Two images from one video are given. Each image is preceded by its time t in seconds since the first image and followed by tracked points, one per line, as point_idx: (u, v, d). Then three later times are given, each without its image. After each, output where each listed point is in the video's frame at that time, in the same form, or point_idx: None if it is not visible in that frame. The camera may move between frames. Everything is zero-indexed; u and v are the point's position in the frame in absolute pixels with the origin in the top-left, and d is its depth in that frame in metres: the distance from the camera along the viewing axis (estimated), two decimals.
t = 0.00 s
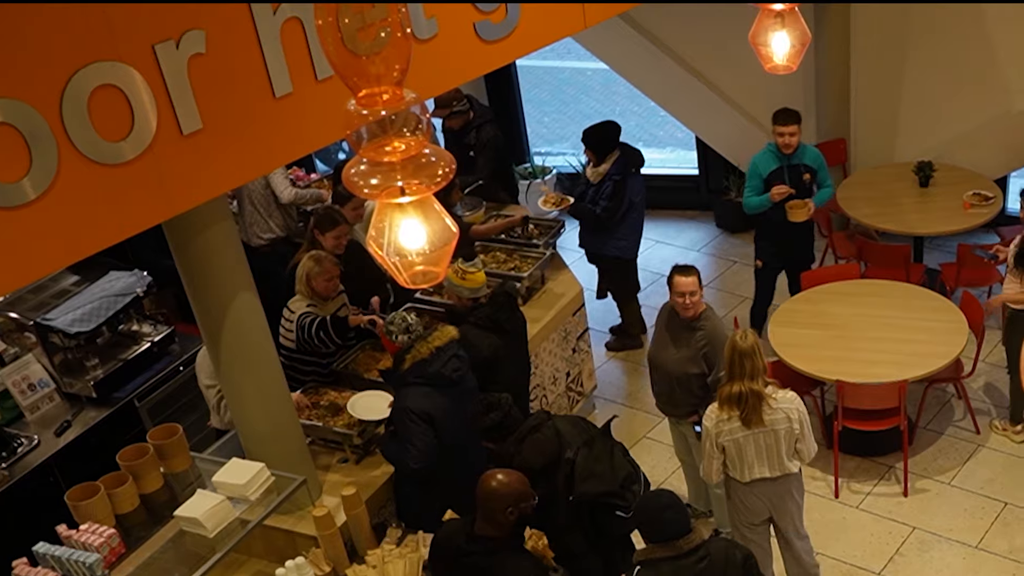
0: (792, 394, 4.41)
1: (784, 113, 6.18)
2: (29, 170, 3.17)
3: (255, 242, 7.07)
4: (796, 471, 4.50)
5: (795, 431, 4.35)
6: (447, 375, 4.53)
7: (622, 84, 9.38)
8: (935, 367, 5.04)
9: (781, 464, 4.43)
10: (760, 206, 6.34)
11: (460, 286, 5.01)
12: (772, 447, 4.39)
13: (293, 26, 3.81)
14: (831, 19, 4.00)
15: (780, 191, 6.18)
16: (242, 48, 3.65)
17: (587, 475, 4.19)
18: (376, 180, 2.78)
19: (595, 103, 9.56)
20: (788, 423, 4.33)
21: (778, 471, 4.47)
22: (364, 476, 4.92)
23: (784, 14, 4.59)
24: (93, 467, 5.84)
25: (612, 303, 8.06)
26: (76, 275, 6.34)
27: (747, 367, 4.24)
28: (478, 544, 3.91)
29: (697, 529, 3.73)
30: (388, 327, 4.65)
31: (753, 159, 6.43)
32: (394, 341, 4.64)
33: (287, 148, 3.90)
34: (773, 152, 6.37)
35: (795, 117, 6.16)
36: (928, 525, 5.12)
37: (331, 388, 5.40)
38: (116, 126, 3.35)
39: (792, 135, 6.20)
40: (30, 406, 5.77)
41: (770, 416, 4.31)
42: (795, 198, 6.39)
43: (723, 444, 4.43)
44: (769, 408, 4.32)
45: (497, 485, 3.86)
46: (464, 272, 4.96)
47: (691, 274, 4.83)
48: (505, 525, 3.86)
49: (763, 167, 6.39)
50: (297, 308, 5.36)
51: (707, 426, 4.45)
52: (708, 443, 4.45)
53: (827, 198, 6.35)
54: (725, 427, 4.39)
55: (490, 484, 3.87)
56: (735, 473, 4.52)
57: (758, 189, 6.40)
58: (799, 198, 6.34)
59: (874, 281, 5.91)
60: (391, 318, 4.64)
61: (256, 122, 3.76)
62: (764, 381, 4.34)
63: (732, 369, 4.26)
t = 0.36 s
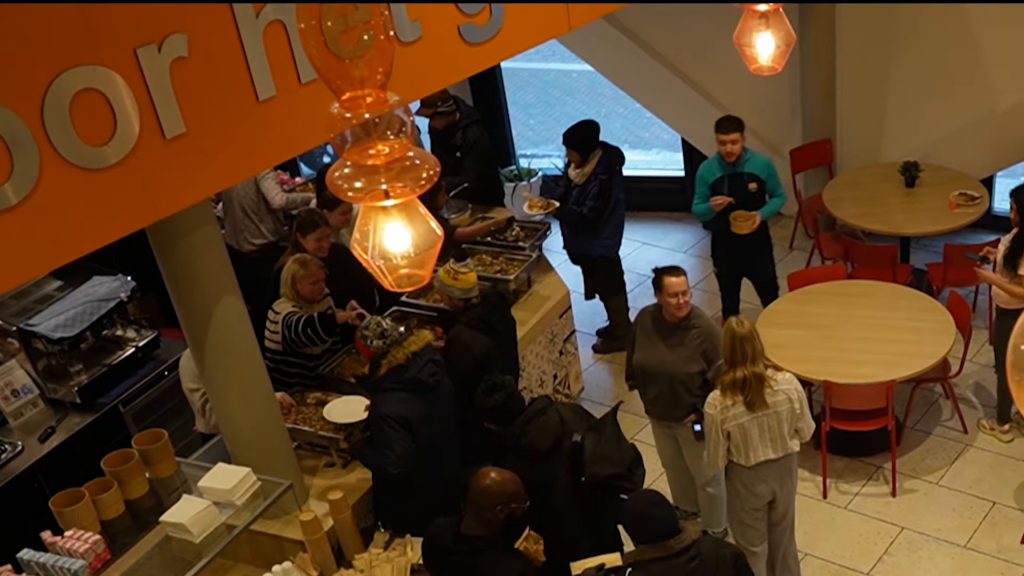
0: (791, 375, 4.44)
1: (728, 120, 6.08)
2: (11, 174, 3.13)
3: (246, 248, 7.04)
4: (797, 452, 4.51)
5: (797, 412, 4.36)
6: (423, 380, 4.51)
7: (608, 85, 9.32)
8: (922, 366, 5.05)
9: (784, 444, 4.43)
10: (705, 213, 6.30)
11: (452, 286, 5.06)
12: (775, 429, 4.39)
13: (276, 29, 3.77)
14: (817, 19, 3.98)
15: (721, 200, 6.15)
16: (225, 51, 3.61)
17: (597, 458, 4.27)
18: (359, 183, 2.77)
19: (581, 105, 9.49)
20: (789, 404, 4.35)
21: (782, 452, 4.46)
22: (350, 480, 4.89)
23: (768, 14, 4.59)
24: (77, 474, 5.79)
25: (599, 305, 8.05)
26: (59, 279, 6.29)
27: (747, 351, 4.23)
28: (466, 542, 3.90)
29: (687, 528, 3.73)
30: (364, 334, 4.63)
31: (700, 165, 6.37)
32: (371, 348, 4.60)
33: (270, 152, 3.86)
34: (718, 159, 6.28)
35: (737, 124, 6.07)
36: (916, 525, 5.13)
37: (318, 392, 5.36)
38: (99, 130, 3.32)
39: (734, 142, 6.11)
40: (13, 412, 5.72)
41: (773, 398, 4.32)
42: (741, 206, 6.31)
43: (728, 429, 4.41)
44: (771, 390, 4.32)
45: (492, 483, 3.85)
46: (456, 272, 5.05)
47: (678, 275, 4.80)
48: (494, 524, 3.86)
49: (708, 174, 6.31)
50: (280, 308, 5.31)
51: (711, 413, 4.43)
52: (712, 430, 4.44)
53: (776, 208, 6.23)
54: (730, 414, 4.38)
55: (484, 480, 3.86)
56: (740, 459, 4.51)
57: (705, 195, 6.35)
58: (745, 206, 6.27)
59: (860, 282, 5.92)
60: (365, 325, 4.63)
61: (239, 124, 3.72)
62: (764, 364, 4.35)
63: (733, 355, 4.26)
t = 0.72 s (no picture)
0: (782, 359, 4.49)
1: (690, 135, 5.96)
2: None
3: (228, 250, 6.97)
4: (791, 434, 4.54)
5: (792, 393, 4.41)
6: (405, 383, 4.48)
7: (591, 86, 9.30)
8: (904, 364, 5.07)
9: (781, 426, 4.45)
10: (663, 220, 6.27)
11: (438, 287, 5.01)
12: (774, 411, 4.41)
13: (256, 31, 3.73)
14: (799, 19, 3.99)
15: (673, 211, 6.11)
16: (205, 54, 3.57)
17: (598, 448, 4.29)
18: (341, 185, 2.80)
19: (565, 107, 9.46)
20: (786, 386, 4.38)
21: (779, 435, 4.48)
22: (335, 483, 4.86)
23: (751, 15, 4.59)
24: (59, 479, 5.73)
25: (584, 307, 8.03)
26: (40, 283, 6.24)
27: (744, 334, 4.24)
28: (442, 528, 3.90)
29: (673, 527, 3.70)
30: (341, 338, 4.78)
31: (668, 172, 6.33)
32: (349, 351, 4.71)
33: (251, 154, 3.82)
34: (682, 168, 6.21)
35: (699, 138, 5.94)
36: (903, 525, 5.13)
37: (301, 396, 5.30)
38: (78, 133, 3.28)
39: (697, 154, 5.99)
40: None
41: (773, 378, 4.35)
42: (702, 217, 6.21)
43: (729, 415, 4.40)
44: (770, 371, 4.35)
45: (464, 468, 3.87)
46: (441, 274, 5.00)
47: (663, 275, 4.78)
48: (468, 507, 3.86)
49: (672, 183, 6.28)
50: (263, 309, 5.27)
51: (711, 401, 4.41)
52: (714, 419, 4.42)
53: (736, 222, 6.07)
54: (731, 399, 4.36)
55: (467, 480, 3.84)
56: (740, 446, 4.50)
57: (669, 203, 6.32)
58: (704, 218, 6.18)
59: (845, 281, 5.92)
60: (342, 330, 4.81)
61: (219, 127, 3.67)
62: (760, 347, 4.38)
63: (732, 338, 4.27)
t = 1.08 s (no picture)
0: (762, 357, 4.50)
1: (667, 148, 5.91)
2: None
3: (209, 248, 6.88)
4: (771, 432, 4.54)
5: (773, 391, 4.43)
6: (390, 386, 4.46)
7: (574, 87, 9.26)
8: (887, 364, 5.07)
9: (761, 423, 4.45)
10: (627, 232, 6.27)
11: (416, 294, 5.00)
12: (755, 409, 4.41)
13: (236, 34, 3.67)
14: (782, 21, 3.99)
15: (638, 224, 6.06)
16: (184, 57, 3.52)
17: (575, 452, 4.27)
18: (322, 189, 2.77)
19: (546, 108, 9.45)
20: (767, 384, 4.40)
21: (759, 433, 4.48)
22: (319, 487, 4.83)
23: (733, 15, 4.60)
24: (41, 485, 5.67)
25: (568, 309, 8.01)
26: (19, 289, 6.15)
27: (724, 330, 4.26)
28: (413, 508, 3.96)
29: (666, 524, 3.68)
30: (325, 340, 4.58)
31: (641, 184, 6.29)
32: (333, 355, 4.54)
33: (233, 158, 3.78)
34: (655, 182, 6.17)
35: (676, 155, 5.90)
36: (889, 524, 5.14)
37: (284, 400, 5.23)
38: (56, 138, 3.25)
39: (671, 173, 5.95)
40: None
41: (755, 374, 4.36)
42: (666, 234, 6.18)
43: (711, 413, 4.38)
44: (752, 366, 4.36)
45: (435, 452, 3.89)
46: (420, 279, 4.97)
47: (648, 276, 4.78)
48: (435, 489, 3.93)
49: (642, 196, 6.23)
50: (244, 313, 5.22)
51: (694, 400, 4.39)
52: (696, 416, 4.39)
53: (700, 245, 6.05)
54: (714, 397, 4.35)
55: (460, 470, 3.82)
56: (722, 445, 4.48)
57: (635, 215, 6.29)
58: (667, 236, 6.16)
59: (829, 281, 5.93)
60: (326, 332, 4.60)
61: (201, 130, 3.63)
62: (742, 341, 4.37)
63: (713, 335, 4.28)
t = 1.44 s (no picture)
0: (739, 361, 4.52)
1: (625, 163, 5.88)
2: None
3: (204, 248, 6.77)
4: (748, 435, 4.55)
5: (750, 394, 4.45)
6: (374, 391, 4.41)
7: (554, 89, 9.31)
8: (866, 365, 5.10)
9: (739, 427, 4.46)
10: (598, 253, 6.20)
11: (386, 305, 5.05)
12: (735, 414, 4.42)
13: (213, 38, 3.62)
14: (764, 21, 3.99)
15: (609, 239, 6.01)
16: (161, 61, 3.47)
17: (546, 461, 4.22)
18: (303, 194, 2.83)
19: (528, 111, 9.44)
20: (745, 387, 4.42)
21: (738, 436, 4.49)
22: (302, 493, 4.79)
23: (713, 17, 4.59)
24: (21, 494, 5.59)
25: (552, 312, 7.99)
26: None
27: (699, 339, 4.24)
28: (398, 502, 3.93)
29: (661, 525, 3.66)
30: (308, 344, 4.63)
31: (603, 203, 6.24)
32: (315, 359, 4.59)
33: (215, 162, 3.73)
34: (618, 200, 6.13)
35: (635, 170, 5.87)
36: (875, 524, 5.15)
37: (266, 405, 5.21)
38: (32, 144, 3.22)
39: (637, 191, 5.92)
40: None
41: (733, 380, 4.38)
42: (639, 250, 6.13)
43: (691, 420, 4.36)
44: (730, 374, 4.38)
45: (413, 448, 3.84)
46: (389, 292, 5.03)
47: (629, 281, 4.76)
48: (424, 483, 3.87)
49: (607, 215, 6.18)
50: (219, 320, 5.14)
51: (673, 405, 4.35)
52: (675, 423, 4.36)
53: (675, 256, 6.02)
54: (693, 403, 4.33)
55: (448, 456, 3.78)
56: (701, 450, 4.46)
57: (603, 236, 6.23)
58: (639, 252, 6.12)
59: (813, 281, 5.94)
60: (309, 336, 4.65)
61: (181, 137, 3.59)
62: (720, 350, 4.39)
63: (693, 341, 4.26)
